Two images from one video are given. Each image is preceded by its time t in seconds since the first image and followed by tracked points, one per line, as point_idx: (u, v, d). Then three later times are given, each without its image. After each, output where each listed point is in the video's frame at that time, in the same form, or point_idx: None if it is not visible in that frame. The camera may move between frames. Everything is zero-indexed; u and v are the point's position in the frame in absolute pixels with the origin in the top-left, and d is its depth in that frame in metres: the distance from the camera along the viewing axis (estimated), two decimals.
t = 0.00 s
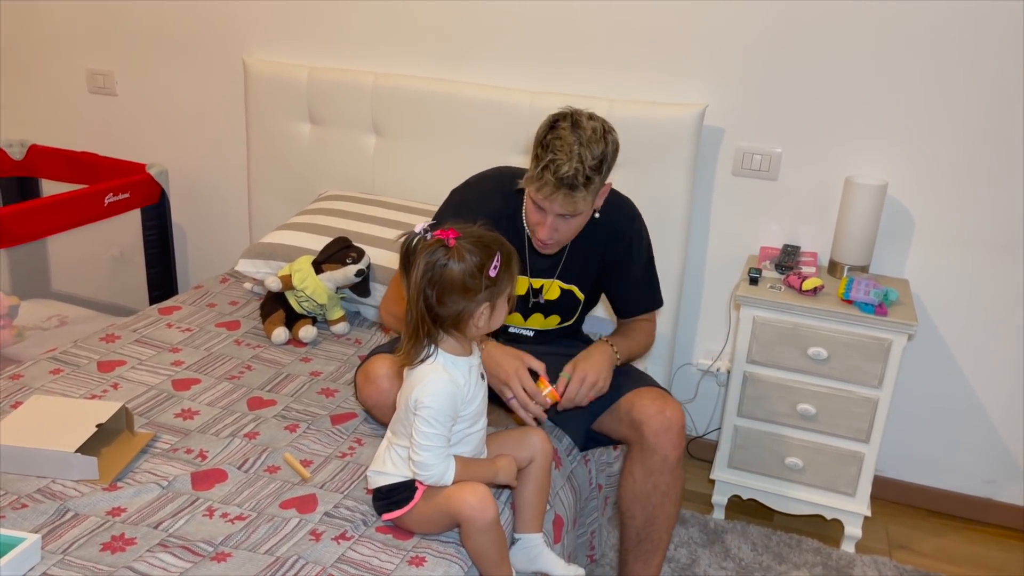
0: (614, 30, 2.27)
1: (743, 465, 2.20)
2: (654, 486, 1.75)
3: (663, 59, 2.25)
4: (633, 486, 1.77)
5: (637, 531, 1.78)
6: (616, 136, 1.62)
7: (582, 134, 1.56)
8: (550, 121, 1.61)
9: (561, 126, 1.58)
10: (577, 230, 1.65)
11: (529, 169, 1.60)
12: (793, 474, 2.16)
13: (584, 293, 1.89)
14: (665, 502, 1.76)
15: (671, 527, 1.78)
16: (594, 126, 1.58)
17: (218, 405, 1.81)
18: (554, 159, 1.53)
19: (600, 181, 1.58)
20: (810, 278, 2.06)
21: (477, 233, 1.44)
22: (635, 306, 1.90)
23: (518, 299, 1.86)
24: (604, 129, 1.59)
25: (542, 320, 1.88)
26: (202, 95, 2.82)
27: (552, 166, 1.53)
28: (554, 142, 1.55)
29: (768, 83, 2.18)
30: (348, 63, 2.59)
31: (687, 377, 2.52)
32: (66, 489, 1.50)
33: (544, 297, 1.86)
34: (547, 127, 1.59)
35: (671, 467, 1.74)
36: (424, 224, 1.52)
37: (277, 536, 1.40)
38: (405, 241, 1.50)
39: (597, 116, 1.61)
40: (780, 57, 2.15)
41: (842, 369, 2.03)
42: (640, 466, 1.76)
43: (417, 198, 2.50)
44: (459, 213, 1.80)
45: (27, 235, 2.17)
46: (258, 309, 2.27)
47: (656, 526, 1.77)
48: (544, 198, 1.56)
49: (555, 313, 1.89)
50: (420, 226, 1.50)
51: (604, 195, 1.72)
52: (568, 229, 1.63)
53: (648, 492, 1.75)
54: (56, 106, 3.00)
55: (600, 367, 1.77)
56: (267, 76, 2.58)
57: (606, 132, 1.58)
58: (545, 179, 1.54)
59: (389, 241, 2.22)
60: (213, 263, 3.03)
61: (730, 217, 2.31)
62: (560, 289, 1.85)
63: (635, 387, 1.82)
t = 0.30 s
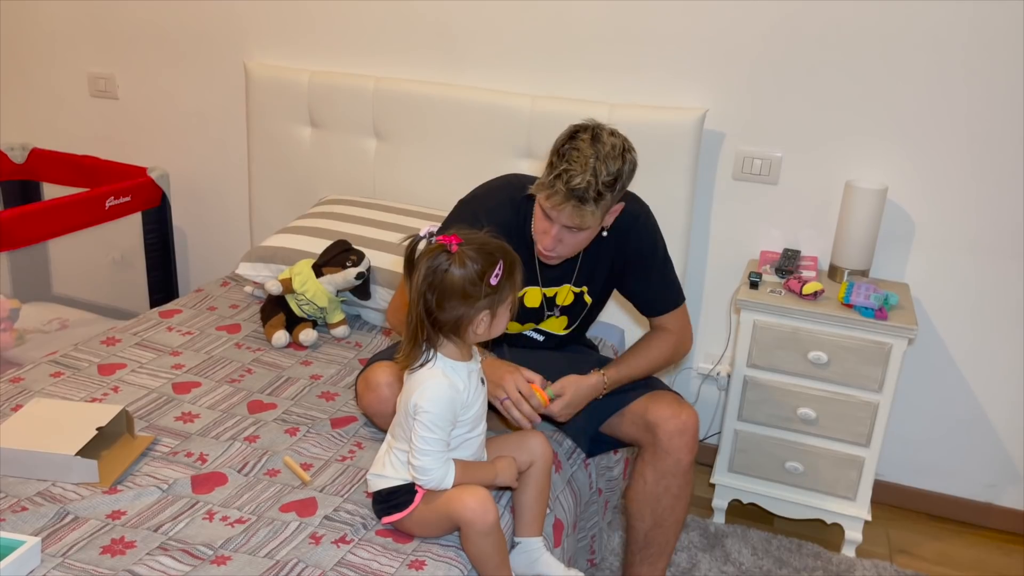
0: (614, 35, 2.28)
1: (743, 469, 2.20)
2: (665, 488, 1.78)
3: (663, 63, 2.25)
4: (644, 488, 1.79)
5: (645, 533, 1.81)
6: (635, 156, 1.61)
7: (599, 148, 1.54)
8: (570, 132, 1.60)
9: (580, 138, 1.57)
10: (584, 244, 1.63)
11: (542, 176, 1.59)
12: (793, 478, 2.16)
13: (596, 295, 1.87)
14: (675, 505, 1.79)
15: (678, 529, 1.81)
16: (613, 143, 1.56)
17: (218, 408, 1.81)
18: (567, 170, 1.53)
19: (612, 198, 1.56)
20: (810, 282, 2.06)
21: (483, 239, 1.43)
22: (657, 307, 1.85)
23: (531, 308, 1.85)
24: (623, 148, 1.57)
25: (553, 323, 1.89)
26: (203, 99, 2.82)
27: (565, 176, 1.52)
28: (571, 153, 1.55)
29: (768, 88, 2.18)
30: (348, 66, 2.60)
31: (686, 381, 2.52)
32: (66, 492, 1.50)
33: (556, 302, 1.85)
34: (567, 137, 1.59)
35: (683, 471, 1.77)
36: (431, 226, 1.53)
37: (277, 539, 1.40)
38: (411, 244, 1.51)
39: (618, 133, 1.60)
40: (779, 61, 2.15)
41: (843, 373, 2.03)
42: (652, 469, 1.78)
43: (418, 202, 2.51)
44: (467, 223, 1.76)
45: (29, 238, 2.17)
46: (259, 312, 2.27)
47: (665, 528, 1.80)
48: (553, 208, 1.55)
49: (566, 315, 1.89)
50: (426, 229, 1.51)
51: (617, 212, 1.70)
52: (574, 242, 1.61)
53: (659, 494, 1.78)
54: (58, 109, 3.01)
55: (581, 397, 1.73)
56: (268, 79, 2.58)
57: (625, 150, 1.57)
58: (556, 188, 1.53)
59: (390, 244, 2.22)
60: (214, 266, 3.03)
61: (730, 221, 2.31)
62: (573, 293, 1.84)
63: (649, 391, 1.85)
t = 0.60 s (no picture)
0: (614, 38, 2.28)
1: (743, 472, 2.20)
2: (673, 490, 1.78)
3: (662, 66, 2.25)
4: (652, 489, 1.79)
5: (651, 534, 1.81)
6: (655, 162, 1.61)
7: (626, 151, 1.54)
8: (596, 132, 1.59)
9: (606, 140, 1.56)
10: (598, 244, 1.63)
11: (568, 172, 1.57)
12: (793, 481, 2.15)
13: (598, 305, 1.87)
14: (683, 507, 1.79)
15: (684, 531, 1.81)
16: (638, 147, 1.56)
17: (218, 411, 1.81)
18: (597, 168, 1.51)
19: (635, 200, 1.56)
20: (810, 285, 2.06)
21: (486, 246, 1.43)
22: (657, 322, 1.83)
23: (531, 316, 1.85)
24: (646, 154, 1.57)
25: (554, 332, 1.89)
26: (203, 101, 2.82)
27: (595, 174, 1.51)
28: (599, 152, 1.54)
29: (768, 90, 2.18)
30: (349, 69, 2.60)
31: (686, 383, 2.52)
32: (64, 495, 1.50)
33: (558, 312, 1.85)
34: (593, 137, 1.58)
35: (692, 472, 1.77)
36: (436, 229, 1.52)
37: (276, 542, 1.40)
38: (414, 247, 1.51)
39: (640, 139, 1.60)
40: (779, 64, 2.16)
41: (843, 376, 2.02)
42: (660, 470, 1.78)
43: (418, 205, 2.51)
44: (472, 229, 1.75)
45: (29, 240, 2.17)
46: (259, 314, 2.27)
47: (672, 529, 1.80)
48: (579, 205, 1.54)
49: (568, 325, 1.89)
50: (429, 233, 1.51)
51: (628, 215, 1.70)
52: (590, 241, 1.60)
53: (667, 495, 1.78)
54: (58, 112, 3.01)
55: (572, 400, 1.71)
56: (269, 82, 2.58)
57: (648, 154, 1.57)
58: (586, 184, 1.51)
59: (391, 247, 2.22)
60: (214, 269, 3.03)
61: (730, 224, 2.31)
62: (575, 302, 1.84)
63: (657, 392, 1.85)
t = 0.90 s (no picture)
0: (614, 38, 2.27)
1: (743, 474, 2.19)
2: (670, 492, 1.77)
3: (663, 66, 2.25)
4: (649, 492, 1.79)
5: (649, 536, 1.80)
6: (656, 161, 1.59)
7: (626, 152, 1.52)
8: (596, 133, 1.57)
9: (606, 142, 1.54)
10: (599, 244, 1.62)
11: (568, 176, 1.56)
12: (793, 482, 2.15)
13: (598, 307, 1.87)
14: (679, 508, 1.78)
15: (682, 533, 1.81)
16: (638, 148, 1.54)
17: (216, 412, 1.81)
18: (596, 173, 1.50)
19: (635, 202, 1.55)
20: (810, 286, 2.05)
21: (485, 249, 1.43)
22: (657, 324, 1.83)
23: (532, 316, 1.84)
24: (647, 154, 1.55)
25: (554, 332, 1.88)
26: (203, 101, 2.82)
27: (593, 180, 1.50)
28: (598, 156, 1.52)
29: (769, 90, 2.17)
30: (348, 69, 2.59)
31: (686, 383, 2.51)
32: (61, 497, 1.49)
33: (559, 312, 1.84)
34: (593, 139, 1.56)
35: (689, 473, 1.76)
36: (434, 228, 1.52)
37: (273, 544, 1.40)
38: (410, 243, 1.49)
39: (641, 137, 1.58)
40: (779, 64, 2.15)
41: (843, 377, 2.02)
42: (656, 472, 1.78)
43: (418, 205, 2.50)
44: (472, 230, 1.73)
45: (27, 241, 2.17)
46: (257, 315, 2.26)
47: (669, 531, 1.79)
48: (578, 209, 1.53)
49: (569, 325, 1.88)
50: (427, 231, 1.50)
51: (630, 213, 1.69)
52: (590, 242, 1.60)
53: (664, 497, 1.77)
54: (58, 112, 3.00)
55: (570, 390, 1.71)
56: (268, 82, 2.58)
57: (648, 154, 1.55)
58: (584, 190, 1.51)
59: (389, 247, 2.22)
60: (213, 269, 3.03)
61: (730, 225, 2.31)
62: (575, 302, 1.83)
63: (652, 391, 1.84)
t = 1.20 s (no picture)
0: (615, 35, 2.26)
1: (743, 472, 2.19)
2: (668, 491, 1.77)
3: (663, 64, 2.24)
4: (646, 492, 1.78)
5: (648, 535, 1.79)
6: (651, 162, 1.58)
7: (620, 157, 1.51)
8: (588, 138, 1.56)
9: (600, 147, 1.53)
10: (599, 249, 1.62)
11: (564, 185, 1.55)
12: (793, 481, 2.14)
13: (596, 308, 1.87)
14: (678, 508, 1.78)
15: (680, 532, 1.80)
16: (632, 150, 1.53)
17: (214, 411, 1.80)
18: (592, 181, 1.49)
19: (632, 206, 1.54)
20: (811, 284, 2.04)
21: (482, 247, 1.42)
22: (655, 324, 1.82)
23: (530, 317, 1.83)
24: (641, 155, 1.54)
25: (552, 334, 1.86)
26: (201, 99, 2.81)
27: (590, 189, 1.49)
28: (593, 163, 1.51)
29: (769, 88, 2.17)
30: (347, 67, 2.58)
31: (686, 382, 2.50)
32: (60, 497, 1.48)
33: (558, 313, 1.83)
34: (586, 144, 1.54)
35: (688, 473, 1.76)
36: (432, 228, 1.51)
37: (272, 544, 1.39)
38: (408, 243, 1.49)
39: (634, 138, 1.56)
40: (780, 61, 2.14)
41: (844, 375, 2.01)
42: (654, 472, 1.77)
43: (417, 203, 2.49)
44: (468, 230, 1.74)
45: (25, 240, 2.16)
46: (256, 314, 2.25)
47: (668, 531, 1.79)
48: (576, 219, 1.52)
49: (568, 326, 1.87)
50: (425, 231, 1.49)
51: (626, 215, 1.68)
52: (589, 248, 1.59)
53: (662, 497, 1.77)
54: (56, 110, 2.99)
55: (563, 375, 1.70)
56: (267, 80, 2.57)
57: (643, 157, 1.54)
58: (581, 200, 1.50)
59: (388, 246, 2.21)
60: (213, 268, 3.02)
61: (730, 223, 2.30)
62: (573, 302, 1.82)
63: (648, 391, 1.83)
